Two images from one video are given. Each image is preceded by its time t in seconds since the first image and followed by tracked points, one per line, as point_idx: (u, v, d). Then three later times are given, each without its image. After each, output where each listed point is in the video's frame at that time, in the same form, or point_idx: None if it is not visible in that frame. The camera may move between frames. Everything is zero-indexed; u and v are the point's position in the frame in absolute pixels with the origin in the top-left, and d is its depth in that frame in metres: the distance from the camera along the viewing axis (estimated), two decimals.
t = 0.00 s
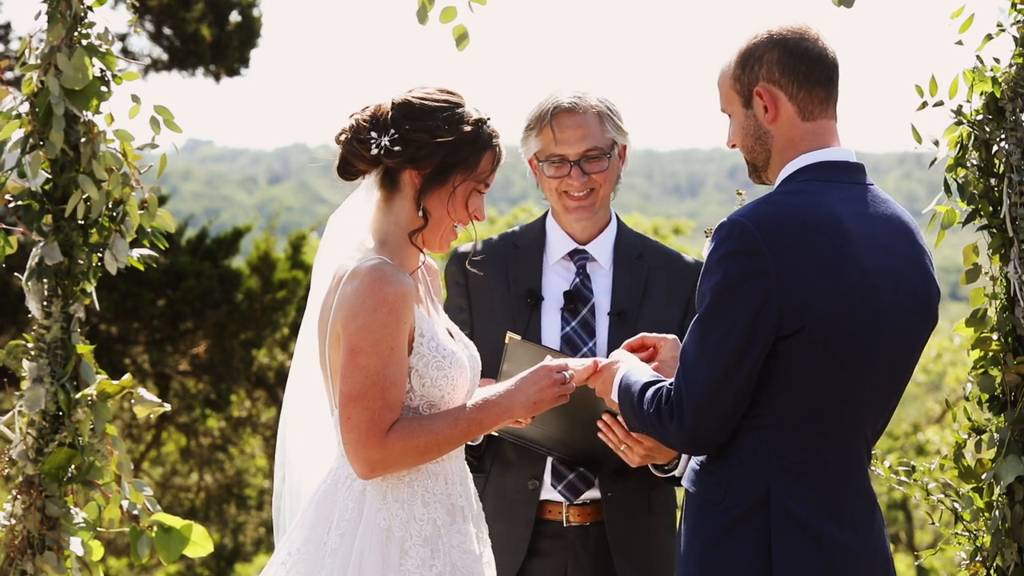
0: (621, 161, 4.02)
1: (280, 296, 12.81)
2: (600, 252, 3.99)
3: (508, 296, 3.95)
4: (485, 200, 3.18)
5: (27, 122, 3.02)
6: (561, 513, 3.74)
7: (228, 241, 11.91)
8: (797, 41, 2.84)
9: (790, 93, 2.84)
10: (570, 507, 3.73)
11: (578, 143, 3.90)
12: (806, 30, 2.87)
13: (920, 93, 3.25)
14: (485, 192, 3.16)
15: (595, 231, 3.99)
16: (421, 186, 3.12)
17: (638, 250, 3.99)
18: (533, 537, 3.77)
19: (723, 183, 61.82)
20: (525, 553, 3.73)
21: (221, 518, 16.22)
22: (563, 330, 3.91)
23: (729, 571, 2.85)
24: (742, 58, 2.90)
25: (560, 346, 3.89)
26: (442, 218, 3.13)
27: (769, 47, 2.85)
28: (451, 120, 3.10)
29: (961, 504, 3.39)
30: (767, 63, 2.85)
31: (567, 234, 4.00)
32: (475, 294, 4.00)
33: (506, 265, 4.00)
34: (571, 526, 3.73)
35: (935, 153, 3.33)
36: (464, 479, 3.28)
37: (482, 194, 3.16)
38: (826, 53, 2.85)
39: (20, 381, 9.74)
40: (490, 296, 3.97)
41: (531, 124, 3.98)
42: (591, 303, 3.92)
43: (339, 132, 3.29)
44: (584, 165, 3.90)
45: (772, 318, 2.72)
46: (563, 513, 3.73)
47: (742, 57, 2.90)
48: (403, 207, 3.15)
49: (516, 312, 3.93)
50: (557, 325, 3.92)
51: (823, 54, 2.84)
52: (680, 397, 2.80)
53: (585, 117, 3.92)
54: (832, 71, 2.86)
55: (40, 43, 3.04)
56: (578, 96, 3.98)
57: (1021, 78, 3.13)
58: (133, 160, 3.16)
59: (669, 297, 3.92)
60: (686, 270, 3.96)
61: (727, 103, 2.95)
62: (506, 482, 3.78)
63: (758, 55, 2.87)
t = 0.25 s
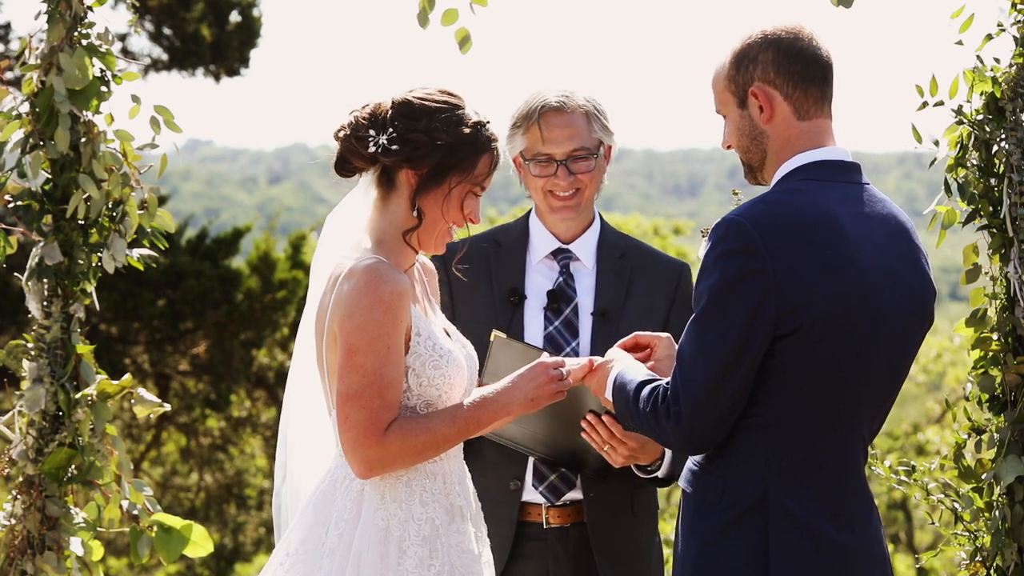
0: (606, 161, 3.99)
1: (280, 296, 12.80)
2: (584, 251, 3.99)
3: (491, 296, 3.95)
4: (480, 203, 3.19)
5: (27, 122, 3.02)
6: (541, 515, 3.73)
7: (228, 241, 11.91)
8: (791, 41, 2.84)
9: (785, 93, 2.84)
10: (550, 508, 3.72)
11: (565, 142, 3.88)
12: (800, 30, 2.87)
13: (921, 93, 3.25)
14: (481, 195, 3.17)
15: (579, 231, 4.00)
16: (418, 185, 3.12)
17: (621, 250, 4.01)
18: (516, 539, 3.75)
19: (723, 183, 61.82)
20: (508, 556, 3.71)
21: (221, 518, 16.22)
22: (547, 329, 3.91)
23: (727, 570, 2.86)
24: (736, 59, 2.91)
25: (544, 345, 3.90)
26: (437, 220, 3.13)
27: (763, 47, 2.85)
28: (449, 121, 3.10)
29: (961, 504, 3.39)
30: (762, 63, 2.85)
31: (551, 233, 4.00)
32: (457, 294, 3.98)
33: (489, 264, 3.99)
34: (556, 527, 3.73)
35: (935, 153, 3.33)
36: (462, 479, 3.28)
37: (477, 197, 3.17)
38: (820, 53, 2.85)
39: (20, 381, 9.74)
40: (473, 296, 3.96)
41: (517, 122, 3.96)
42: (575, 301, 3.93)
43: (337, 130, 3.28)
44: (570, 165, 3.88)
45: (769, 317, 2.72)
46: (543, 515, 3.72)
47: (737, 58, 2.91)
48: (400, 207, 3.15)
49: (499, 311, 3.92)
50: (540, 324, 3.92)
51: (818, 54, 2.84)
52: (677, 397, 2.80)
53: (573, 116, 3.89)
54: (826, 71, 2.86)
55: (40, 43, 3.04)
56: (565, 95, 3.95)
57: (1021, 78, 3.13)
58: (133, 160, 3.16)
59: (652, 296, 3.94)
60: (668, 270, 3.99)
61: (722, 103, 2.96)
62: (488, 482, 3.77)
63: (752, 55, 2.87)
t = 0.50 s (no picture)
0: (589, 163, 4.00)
1: (280, 296, 12.80)
2: (562, 253, 3.99)
3: (470, 300, 3.95)
4: (477, 207, 3.19)
5: (27, 123, 3.02)
6: (524, 519, 3.72)
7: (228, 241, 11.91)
8: (789, 41, 2.84)
9: (782, 93, 2.84)
10: (533, 512, 3.71)
11: (551, 142, 3.89)
12: (798, 30, 2.87)
13: (921, 93, 3.25)
14: (478, 199, 3.17)
15: (558, 231, 3.99)
16: (416, 186, 3.12)
17: (601, 250, 4.00)
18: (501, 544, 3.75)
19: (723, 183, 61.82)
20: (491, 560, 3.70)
21: (221, 518, 16.22)
22: (527, 332, 3.90)
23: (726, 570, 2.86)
24: (734, 58, 2.91)
25: (523, 348, 3.89)
26: (433, 221, 3.13)
27: (761, 47, 2.86)
28: (449, 124, 3.10)
29: (962, 504, 3.39)
30: (760, 63, 2.85)
31: (530, 234, 3.99)
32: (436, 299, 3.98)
33: (467, 267, 3.99)
34: (553, 528, 3.73)
35: (935, 153, 3.33)
36: (459, 478, 3.28)
37: (474, 201, 3.17)
38: (818, 53, 2.85)
39: (20, 381, 9.74)
40: (452, 300, 3.95)
41: (501, 121, 3.95)
42: (554, 304, 3.93)
43: (337, 127, 3.28)
44: (554, 165, 3.89)
45: (769, 317, 2.72)
46: (527, 519, 3.71)
47: (735, 57, 2.91)
48: (397, 206, 3.16)
49: (479, 316, 3.92)
50: (520, 326, 3.92)
51: (816, 55, 2.85)
52: (677, 396, 2.80)
53: (558, 117, 3.90)
54: (824, 71, 2.86)
55: (40, 43, 3.04)
56: (550, 95, 3.95)
57: (1021, 78, 3.13)
58: (133, 160, 3.16)
59: (631, 297, 3.94)
60: (648, 268, 3.98)
61: (719, 103, 2.96)
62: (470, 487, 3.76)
63: (750, 55, 2.87)
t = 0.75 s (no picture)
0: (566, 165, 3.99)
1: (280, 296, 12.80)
2: (544, 255, 4.00)
3: (456, 307, 3.93)
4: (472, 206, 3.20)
5: (27, 123, 3.02)
6: (520, 522, 3.72)
7: (227, 241, 11.91)
8: (789, 41, 2.85)
9: (781, 93, 2.84)
10: (528, 516, 3.71)
11: (527, 150, 3.87)
12: (799, 30, 2.87)
13: (920, 93, 3.25)
14: (474, 198, 3.17)
15: (539, 236, 4.00)
16: (412, 186, 3.12)
17: (582, 251, 4.01)
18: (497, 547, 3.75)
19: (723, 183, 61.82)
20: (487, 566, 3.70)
21: (222, 518, 16.23)
22: (513, 337, 3.89)
23: (726, 569, 2.86)
24: (734, 58, 2.91)
25: (510, 355, 3.87)
26: (429, 221, 3.13)
27: (760, 47, 2.86)
28: (446, 124, 3.10)
29: (962, 504, 3.39)
30: (759, 63, 2.85)
31: (511, 240, 3.99)
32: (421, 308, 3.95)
33: (450, 272, 3.98)
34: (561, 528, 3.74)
35: (935, 154, 3.33)
36: (456, 478, 3.28)
37: (469, 200, 3.18)
38: (818, 53, 2.85)
39: (20, 381, 9.74)
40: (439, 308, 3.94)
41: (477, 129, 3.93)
42: (539, 308, 3.92)
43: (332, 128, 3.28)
44: (532, 172, 3.88)
45: (768, 315, 2.72)
46: (522, 522, 3.72)
47: (735, 57, 2.91)
48: (392, 206, 3.15)
49: (466, 323, 3.90)
50: (506, 332, 3.90)
51: (816, 55, 2.85)
52: (674, 395, 2.80)
53: (533, 124, 3.89)
54: (823, 71, 2.86)
55: (40, 43, 3.04)
56: (523, 100, 3.94)
57: (1021, 78, 3.13)
58: (133, 160, 3.16)
59: (615, 297, 3.94)
60: (630, 267, 3.98)
61: (718, 102, 2.96)
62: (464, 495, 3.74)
63: (750, 54, 2.88)
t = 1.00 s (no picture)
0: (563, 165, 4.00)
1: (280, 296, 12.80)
2: (545, 255, 3.99)
3: (457, 310, 3.93)
4: (465, 206, 3.20)
5: (27, 123, 3.02)
6: (527, 523, 3.73)
7: (227, 241, 11.92)
8: (787, 41, 2.85)
9: (779, 93, 2.84)
10: (534, 517, 3.72)
11: (523, 149, 3.88)
12: (797, 30, 2.88)
13: (920, 93, 3.25)
14: (466, 197, 3.18)
15: (539, 236, 3.99)
16: (405, 185, 3.12)
17: (583, 250, 4.01)
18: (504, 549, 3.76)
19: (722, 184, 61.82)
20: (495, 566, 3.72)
21: (222, 518, 16.23)
22: (515, 338, 3.89)
23: (725, 568, 2.86)
24: (732, 58, 2.91)
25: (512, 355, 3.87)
26: (422, 220, 3.13)
27: (759, 47, 2.86)
28: (439, 123, 3.10)
29: (962, 504, 3.39)
30: (757, 62, 2.85)
31: (512, 240, 3.99)
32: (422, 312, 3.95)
33: (451, 275, 3.99)
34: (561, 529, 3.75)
35: (935, 154, 3.33)
36: (456, 478, 3.28)
37: (462, 199, 3.18)
38: (816, 53, 2.85)
39: (20, 381, 9.74)
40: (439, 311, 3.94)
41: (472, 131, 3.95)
42: (540, 308, 3.92)
43: (325, 126, 3.28)
44: (528, 172, 3.89)
45: (766, 312, 2.72)
46: (529, 523, 3.73)
47: (733, 56, 2.91)
48: (386, 205, 3.16)
49: (468, 325, 3.90)
50: (508, 333, 3.90)
51: (814, 55, 2.85)
52: (673, 394, 2.80)
53: (527, 123, 3.91)
54: (822, 71, 2.86)
55: (40, 43, 3.04)
56: (516, 100, 3.96)
57: (1021, 78, 3.13)
58: (133, 160, 3.16)
59: (618, 295, 3.94)
60: (633, 265, 3.98)
61: (717, 101, 2.96)
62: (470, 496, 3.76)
63: (748, 54, 2.88)
